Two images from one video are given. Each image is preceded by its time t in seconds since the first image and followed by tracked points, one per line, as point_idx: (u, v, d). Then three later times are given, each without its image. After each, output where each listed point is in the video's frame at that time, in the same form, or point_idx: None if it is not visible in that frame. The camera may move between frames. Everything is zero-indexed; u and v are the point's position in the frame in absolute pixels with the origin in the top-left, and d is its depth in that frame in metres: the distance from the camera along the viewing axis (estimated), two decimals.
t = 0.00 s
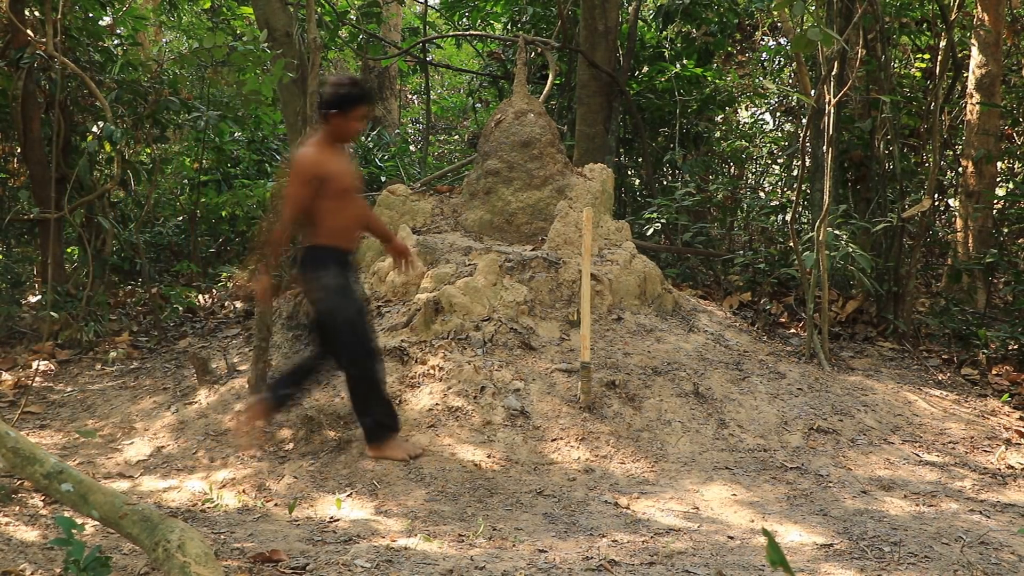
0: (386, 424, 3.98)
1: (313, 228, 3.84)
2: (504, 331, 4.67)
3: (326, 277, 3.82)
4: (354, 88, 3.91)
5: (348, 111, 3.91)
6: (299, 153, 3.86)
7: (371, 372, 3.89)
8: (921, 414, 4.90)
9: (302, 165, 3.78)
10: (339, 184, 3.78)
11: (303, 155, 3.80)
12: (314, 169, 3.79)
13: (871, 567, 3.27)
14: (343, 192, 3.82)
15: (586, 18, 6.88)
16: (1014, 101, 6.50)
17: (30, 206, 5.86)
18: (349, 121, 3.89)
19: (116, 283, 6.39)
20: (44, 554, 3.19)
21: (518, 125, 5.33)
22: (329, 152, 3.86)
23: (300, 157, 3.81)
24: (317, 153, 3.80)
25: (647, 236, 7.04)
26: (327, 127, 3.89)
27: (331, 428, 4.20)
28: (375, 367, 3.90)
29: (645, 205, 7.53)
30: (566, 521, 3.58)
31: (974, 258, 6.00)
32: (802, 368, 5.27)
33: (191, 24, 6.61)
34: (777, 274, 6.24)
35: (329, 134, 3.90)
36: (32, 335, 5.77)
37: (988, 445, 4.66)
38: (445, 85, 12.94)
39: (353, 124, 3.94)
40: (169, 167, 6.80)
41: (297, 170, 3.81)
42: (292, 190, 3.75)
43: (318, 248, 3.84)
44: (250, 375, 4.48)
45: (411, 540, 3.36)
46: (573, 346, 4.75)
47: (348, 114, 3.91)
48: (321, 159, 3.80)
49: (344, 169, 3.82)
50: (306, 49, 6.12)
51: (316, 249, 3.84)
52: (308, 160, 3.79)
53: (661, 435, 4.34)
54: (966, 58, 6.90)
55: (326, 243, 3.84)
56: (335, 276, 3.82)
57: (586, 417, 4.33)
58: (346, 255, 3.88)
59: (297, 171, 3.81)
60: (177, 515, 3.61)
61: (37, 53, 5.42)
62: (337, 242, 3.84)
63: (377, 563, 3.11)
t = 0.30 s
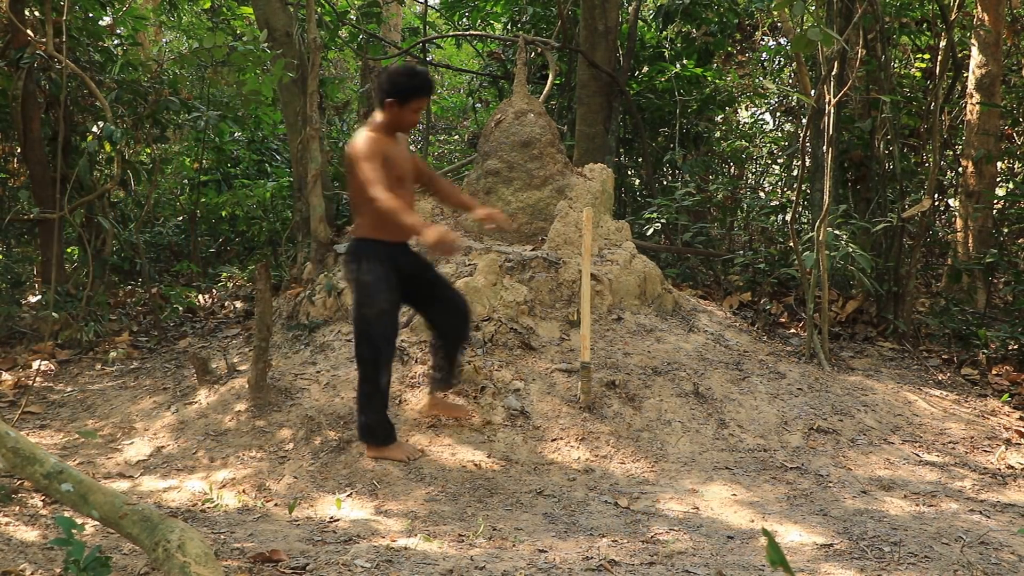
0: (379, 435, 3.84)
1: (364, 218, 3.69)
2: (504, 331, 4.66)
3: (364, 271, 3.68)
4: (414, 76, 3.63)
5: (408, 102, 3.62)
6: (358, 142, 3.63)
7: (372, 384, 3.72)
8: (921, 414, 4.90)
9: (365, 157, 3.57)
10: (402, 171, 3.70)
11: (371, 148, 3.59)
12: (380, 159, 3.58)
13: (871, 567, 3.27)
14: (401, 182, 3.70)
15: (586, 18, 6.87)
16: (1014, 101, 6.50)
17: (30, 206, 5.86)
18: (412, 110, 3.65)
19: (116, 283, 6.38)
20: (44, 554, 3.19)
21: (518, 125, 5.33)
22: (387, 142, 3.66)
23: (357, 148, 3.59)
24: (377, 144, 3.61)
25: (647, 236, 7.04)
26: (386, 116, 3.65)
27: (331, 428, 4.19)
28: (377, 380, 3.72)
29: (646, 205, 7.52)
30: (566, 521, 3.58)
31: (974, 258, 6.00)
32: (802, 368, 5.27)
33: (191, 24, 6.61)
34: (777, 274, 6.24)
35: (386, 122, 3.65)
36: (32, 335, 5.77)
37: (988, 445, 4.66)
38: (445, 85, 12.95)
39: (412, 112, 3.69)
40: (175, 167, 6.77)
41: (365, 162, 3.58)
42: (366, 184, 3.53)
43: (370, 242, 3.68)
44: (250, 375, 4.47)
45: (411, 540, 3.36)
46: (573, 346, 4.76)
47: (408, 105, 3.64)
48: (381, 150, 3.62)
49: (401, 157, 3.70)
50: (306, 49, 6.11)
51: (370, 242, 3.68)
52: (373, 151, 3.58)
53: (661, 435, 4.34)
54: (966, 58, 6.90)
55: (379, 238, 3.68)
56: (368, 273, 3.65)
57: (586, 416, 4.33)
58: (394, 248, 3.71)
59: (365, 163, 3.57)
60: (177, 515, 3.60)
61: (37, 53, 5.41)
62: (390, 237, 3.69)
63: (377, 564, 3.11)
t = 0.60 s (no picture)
0: (394, 429, 3.90)
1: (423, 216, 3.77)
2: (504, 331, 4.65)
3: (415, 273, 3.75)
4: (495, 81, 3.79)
5: (484, 105, 3.78)
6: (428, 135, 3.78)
7: (404, 382, 3.78)
8: (921, 414, 4.90)
9: (430, 150, 3.68)
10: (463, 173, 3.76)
11: (435, 142, 3.70)
12: (440, 154, 3.68)
13: (871, 567, 3.27)
14: (463, 183, 3.77)
15: (586, 18, 6.87)
16: (1014, 101, 6.51)
17: (30, 206, 5.86)
18: (487, 112, 3.79)
19: (116, 283, 6.38)
20: (44, 554, 3.19)
21: (518, 125, 5.33)
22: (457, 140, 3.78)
23: (425, 143, 3.72)
24: (445, 138, 3.72)
25: (647, 236, 7.04)
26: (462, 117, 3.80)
27: (331, 428, 4.20)
28: (409, 381, 3.78)
29: (646, 205, 7.52)
30: (566, 521, 3.58)
31: (974, 258, 6.00)
32: (802, 368, 5.27)
33: (191, 24, 6.61)
34: (777, 274, 6.24)
35: (461, 124, 3.80)
36: (32, 334, 5.77)
37: (988, 445, 4.66)
38: (445, 85, 12.94)
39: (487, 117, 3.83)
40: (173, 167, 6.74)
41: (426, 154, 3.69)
42: (424, 175, 3.65)
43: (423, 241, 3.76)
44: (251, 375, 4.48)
45: (411, 540, 3.36)
46: (573, 346, 4.75)
47: (484, 107, 3.80)
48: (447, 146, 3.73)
49: (467, 158, 3.77)
50: (306, 49, 6.11)
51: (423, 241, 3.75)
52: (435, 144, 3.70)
53: (661, 435, 4.34)
54: (966, 58, 6.90)
55: (433, 236, 3.74)
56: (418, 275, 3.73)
57: (586, 416, 4.33)
58: (447, 253, 3.76)
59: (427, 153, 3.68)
60: (177, 515, 3.61)
61: (37, 53, 5.42)
62: (442, 238, 3.75)
63: (377, 563, 3.11)
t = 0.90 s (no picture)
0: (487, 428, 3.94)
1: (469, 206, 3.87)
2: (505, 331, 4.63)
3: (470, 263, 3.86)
4: (544, 75, 3.70)
5: (528, 100, 3.71)
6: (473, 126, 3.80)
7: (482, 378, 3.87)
8: (921, 414, 4.90)
9: (465, 141, 3.74)
10: (502, 167, 3.76)
11: (473, 137, 3.72)
12: (474, 149, 3.73)
13: (871, 567, 3.27)
14: (504, 176, 3.78)
15: (586, 18, 6.87)
16: (1014, 101, 6.50)
17: (29, 206, 5.86)
18: (531, 107, 3.72)
19: (116, 283, 6.38)
20: (44, 554, 3.19)
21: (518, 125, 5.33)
22: (501, 134, 3.77)
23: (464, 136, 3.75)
24: (483, 132, 3.74)
25: (647, 236, 7.03)
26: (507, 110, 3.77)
27: (331, 428, 4.20)
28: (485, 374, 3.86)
29: (646, 205, 7.52)
30: (566, 521, 3.58)
31: (974, 258, 6.00)
32: (802, 368, 5.27)
33: (191, 24, 6.62)
34: (777, 274, 6.24)
35: (507, 117, 3.78)
36: (32, 334, 5.77)
37: (988, 445, 4.66)
38: (445, 85, 12.94)
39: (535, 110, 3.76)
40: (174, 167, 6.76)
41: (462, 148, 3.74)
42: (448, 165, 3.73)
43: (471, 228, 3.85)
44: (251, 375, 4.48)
45: (411, 540, 3.36)
46: (573, 346, 4.72)
47: (527, 101, 3.72)
48: (487, 140, 3.75)
49: (510, 152, 3.77)
50: (306, 49, 6.11)
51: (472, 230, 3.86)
52: (472, 139, 3.73)
53: (661, 435, 4.34)
54: (966, 58, 6.91)
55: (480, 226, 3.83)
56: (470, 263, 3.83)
57: (586, 417, 4.33)
58: (498, 241, 3.85)
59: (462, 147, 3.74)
60: (177, 515, 3.61)
61: (37, 53, 5.42)
62: (490, 226, 3.83)
63: (377, 563, 3.11)
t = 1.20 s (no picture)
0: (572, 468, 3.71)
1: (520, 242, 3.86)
2: (504, 331, 4.66)
3: (531, 300, 3.77)
4: (554, 98, 3.62)
5: (545, 127, 3.68)
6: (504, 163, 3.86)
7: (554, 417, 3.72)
8: (921, 414, 4.90)
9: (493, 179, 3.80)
10: (537, 197, 3.75)
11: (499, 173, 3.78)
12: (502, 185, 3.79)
13: (871, 566, 3.27)
14: (545, 207, 3.75)
15: (586, 18, 6.86)
16: (1014, 101, 6.50)
17: (29, 206, 5.86)
18: (544, 135, 3.68)
19: (116, 283, 6.37)
20: (44, 554, 3.19)
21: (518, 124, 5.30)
22: (529, 167, 3.78)
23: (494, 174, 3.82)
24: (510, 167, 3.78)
25: (647, 236, 7.03)
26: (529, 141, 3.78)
27: (331, 428, 4.20)
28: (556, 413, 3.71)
29: (646, 205, 7.51)
30: (566, 521, 3.58)
31: (974, 258, 6.00)
32: (802, 368, 5.27)
33: (191, 24, 6.61)
34: (777, 274, 6.24)
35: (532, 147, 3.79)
36: (32, 334, 5.77)
37: (988, 445, 4.66)
38: (445, 85, 12.95)
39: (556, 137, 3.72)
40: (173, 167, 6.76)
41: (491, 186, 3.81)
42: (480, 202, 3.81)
43: (530, 264, 3.80)
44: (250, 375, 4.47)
45: (411, 540, 3.36)
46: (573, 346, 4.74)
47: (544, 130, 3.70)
48: (516, 177, 3.78)
49: (540, 181, 3.75)
50: (306, 49, 6.11)
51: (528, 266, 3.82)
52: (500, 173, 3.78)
53: (661, 435, 4.34)
54: (966, 58, 6.90)
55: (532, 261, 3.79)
56: (535, 301, 3.73)
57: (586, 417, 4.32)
58: (558, 276, 3.78)
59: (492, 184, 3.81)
60: (177, 515, 3.61)
61: (37, 53, 5.42)
62: (547, 261, 3.78)
63: (377, 563, 3.11)
